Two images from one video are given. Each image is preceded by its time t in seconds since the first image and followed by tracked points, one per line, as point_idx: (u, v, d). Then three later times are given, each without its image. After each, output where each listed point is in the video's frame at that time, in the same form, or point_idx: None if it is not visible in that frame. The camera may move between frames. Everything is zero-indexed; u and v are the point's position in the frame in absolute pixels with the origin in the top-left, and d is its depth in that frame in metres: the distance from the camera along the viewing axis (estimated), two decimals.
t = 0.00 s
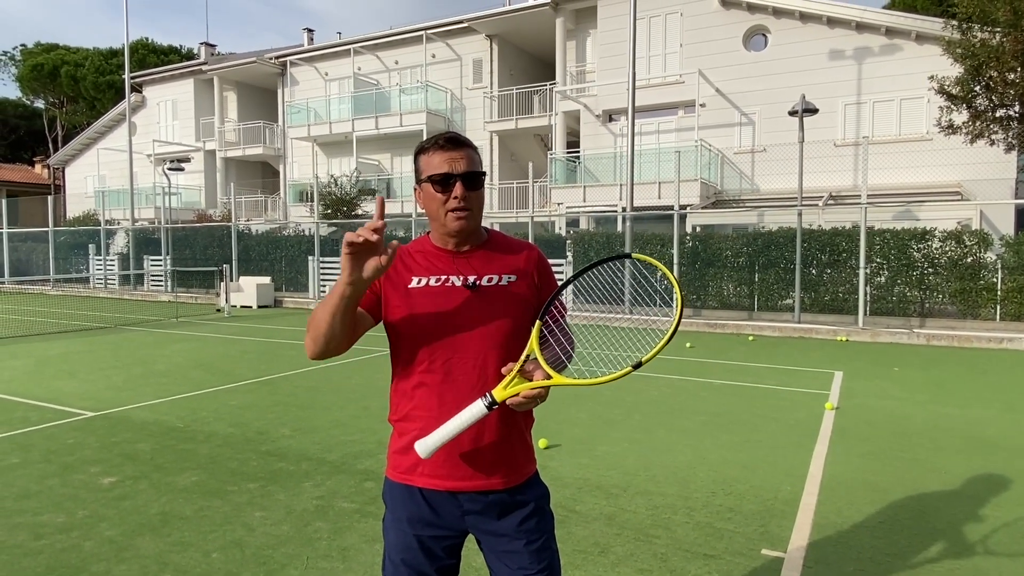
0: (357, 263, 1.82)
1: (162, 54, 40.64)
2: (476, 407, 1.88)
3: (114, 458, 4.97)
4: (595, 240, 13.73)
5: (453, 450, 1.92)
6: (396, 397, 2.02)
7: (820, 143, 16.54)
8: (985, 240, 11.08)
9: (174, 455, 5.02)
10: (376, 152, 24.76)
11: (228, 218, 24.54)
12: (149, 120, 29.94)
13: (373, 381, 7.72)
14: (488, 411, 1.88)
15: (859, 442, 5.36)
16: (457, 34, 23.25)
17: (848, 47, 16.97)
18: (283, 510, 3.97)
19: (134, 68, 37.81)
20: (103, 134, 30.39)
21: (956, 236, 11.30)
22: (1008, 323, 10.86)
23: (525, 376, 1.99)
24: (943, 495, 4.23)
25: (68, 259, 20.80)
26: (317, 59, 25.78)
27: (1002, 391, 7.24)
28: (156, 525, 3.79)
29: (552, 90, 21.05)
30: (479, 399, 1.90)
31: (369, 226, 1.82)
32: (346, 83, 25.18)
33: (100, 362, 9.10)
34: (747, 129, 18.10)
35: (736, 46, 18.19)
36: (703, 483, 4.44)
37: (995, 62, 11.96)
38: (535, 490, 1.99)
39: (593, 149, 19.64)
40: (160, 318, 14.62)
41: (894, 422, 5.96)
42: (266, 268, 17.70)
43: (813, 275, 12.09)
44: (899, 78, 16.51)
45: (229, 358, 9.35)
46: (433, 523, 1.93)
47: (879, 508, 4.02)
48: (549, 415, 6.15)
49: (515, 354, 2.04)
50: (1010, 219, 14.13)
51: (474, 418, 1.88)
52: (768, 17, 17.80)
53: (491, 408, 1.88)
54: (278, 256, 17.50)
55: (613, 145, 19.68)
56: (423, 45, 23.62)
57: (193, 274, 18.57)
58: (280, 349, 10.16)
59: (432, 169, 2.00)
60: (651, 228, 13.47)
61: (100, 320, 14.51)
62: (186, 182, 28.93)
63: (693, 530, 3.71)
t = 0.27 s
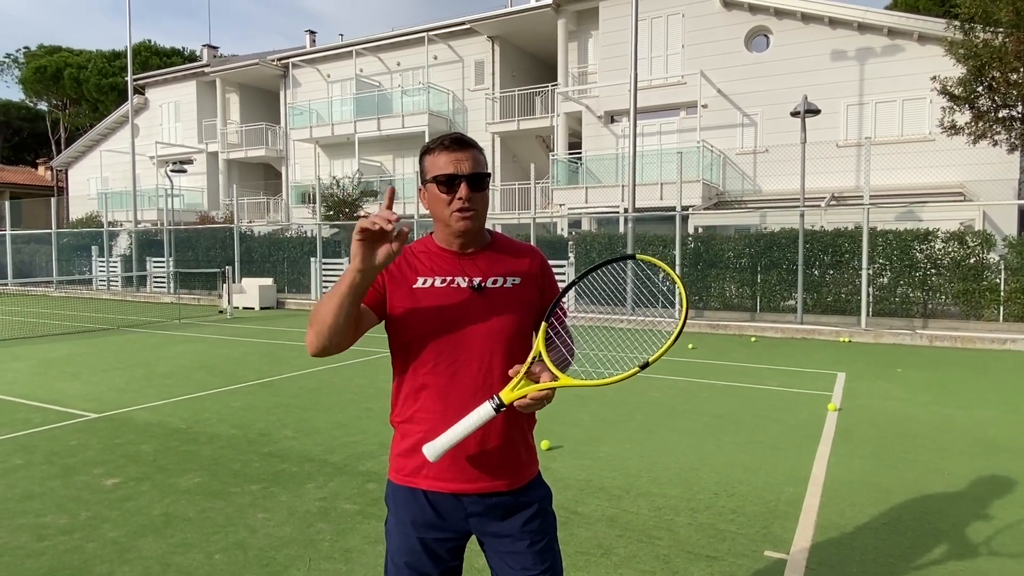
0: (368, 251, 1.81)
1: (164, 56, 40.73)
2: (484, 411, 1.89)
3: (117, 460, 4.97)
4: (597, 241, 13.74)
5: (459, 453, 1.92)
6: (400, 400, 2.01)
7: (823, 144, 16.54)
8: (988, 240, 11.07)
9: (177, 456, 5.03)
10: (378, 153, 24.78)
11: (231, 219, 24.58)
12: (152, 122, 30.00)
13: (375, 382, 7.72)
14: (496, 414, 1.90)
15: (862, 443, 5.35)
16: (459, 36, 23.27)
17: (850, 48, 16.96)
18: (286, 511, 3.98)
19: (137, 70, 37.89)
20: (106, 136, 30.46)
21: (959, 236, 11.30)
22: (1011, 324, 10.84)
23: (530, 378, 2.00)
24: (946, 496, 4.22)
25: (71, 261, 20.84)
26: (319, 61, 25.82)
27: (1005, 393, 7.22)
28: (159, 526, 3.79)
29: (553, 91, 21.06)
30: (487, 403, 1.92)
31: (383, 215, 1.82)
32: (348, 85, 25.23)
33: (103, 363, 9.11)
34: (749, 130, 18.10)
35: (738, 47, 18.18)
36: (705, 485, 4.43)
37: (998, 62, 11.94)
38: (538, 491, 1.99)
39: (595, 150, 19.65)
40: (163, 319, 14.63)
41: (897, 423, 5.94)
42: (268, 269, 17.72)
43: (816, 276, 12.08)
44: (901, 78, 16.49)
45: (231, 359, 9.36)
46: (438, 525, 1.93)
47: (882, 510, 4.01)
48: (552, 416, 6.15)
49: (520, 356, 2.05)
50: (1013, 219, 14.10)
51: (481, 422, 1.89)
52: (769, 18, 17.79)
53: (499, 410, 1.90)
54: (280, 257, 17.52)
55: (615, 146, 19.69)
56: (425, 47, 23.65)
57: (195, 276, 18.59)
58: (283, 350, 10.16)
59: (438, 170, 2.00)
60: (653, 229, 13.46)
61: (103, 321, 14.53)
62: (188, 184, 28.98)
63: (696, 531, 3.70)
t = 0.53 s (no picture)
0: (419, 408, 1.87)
1: (166, 57, 40.82)
2: (486, 404, 1.86)
3: (120, 461, 4.98)
4: (599, 242, 13.75)
5: (462, 456, 1.92)
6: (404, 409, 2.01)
7: (824, 144, 16.53)
8: (991, 241, 11.06)
9: (179, 457, 5.03)
10: (380, 154, 24.79)
11: (233, 220, 24.60)
12: (154, 124, 30.06)
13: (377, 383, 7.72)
14: (498, 408, 1.87)
15: (864, 445, 5.34)
16: (460, 36, 23.28)
17: (852, 48, 16.95)
18: (288, 512, 3.98)
19: (139, 72, 37.96)
20: (108, 138, 30.51)
21: (961, 237, 11.28)
22: (1014, 325, 10.83)
23: (533, 376, 1.99)
24: (949, 498, 4.21)
25: (73, 262, 20.87)
26: (321, 62, 25.85)
27: (1008, 394, 7.21)
28: (161, 527, 3.79)
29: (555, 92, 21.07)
30: (489, 396, 1.89)
31: (435, 394, 1.81)
32: (350, 86, 25.26)
33: (106, 364, 9.12)
34: (751, 131, 18.09)
35: (740, 47, 18.18)
36: (708, 486, 4.43)
37: (1000, 63, 11.93)
38: (542, 492, 1.99)
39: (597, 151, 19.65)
40: (165, 320, 14.65)
41: (900, 425, 5.93)
42: (270, 270, 17.74)
43: (818, 277, 12.06)
44: (903, 79, 16.47)
45: (233, 360, 9.37)
46: (441, 528, 1.92)
47: (885, 511, 4.00)
48: (554, 418, 6.15)
49: (521, 354, 2.04)
50: (1015, 219, 14.08)
51: (483, 416, 1.86)
52: (771, 19, 17.79)
53: (500, 405, 1.87)
54: (281, 258, 17.53)
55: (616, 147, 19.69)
56: (427, 48, 23.67)
57: (197, 277, 18.61)
58: (284, 351, 10.17)
59: (442, 167, 2.02)
60: (655, 229, 13.46)
61: (105, 322, 14.54)
62: (190, 185, 29.01)
63: (698, 533, 3.70)
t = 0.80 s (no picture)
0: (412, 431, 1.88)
1: (168, 58, 40.87)
2: (470, 400, 1.86)
3: (121, 461, 4.98)
4: (600, 242, 13.75)
5: (458, 457, 1.93)
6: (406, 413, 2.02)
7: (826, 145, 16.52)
8: (992, 241, 11.05)
9: (180, 458, 5.03)
10: (381, 154, 24.80)
11: (234, 221, 24.62)
12: (156, 124, 30.10)
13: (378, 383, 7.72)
14: (483, 404, 1.86)
15: (866, 445, 5.33)
16: (461, 37, 23.29)
17: (853, 48, 16.94)
18: (289, 512, 3.98)
19: (141, 73, 38.01)
20: (110, 138, 30.54)
21: (962, 237, 11.28)
22: (1015, 325, 10.82)
23: (525, 374, 1.98)
24: (950, 498, 4.21)
25: (75, 262, 20.89)
26: (322, 63, 25.87)
27: (1009, 394, 7.20)
28: (163, 527, 3.80)
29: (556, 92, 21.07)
30: (474, 392, 1.88)
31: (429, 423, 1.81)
32: (351, 86, 25.27)
33: (107, 365, 9.13)
34: (752, 131, 18.08)
35: (741, 48, 18.18)
36: (709, 486, 4.42)
37: (1002, 63, 11.92)
38: (542, 493, 1.98)
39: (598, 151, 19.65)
40: (166, 321, 14.66)
41: (901, 425, 5.92)
42: (271, 270, 17.75)
43: (819, 277, 12.06)
44: (905, 79, 16.46)
45: (235, 360, 9.37)
46: (440, 528, 1.93)
47: (885, 511, 4.00)
48: (555, 418, 6.15)
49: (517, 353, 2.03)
50: (1017, 219, 14.06)
51: (468, 411, 1.86)
52: (772, 19, 17.79)
53: (486, 400, 1.86)
54: (283, 259, 17.52)
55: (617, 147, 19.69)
56: (428, 48, 23.68)
57: (198, 277, 18.62)
58: (286, 352, 10.18)
59: (433, 169, 2.02)
60: (656, 230, 13.45)
61: (106, 323, 14.55)
62: (192, 185, 29.03)
63: (699, 534, 3.69)
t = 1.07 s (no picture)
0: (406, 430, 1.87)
1: (169, 58, 40.90)
2: (465, 401, 1.86)
3: (122, 461, 4.99)
4: (600, 243, 13.77)
5: (456, 457, 1.93)
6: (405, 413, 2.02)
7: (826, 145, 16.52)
8: (993, 241, 11.05)
9: (181, 458, 5.04)
10: (382, 155, 24.81)
11: (235, 221, 24.64)
12: (157, 124, 30.12)
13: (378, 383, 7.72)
14: (478, 405, 1.86)
15: (867, 446, 5.33)
16: (462, 37, 23.30)
17: (854, 49, 16.93)
18: (290, 512, 3.98)
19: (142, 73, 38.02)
20: (111, 139, 30.56)
21: (963, 238, 11.28)
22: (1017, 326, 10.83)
23: (523, 375, 1.98)
24: (951, 499, 4.21)
25: (76, 263, 20.91)
26: (323, 63, 25.89)
27: (1010, 395, 7.19)
28: (163, 528, 3.80)
29: (557, 93, 21.07)
30: (470, 393, 1.88)
31: (422, 422, 1.81)
32: (351, 87, 25.27)
33: (108, 365, 9.14)
34: (753, 131, 18.08)
35: (742, 48, 18.18)
36: (709, 486, 4.42)
37: (1003, 63, 11.91)
38: (541, 494, 1.98)
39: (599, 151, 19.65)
40: (167, 321, 14.67)
41: (902, 425, 5.92)
42: (272, 271, 17.75)
43: (820, 278, 12.07)
44: (906, 79, 16.44)
45: (236, 360, 9.38)
46: (438, 529, 1.93)
47: (886, 511, 4.00)
48: (555, 418, 6.15)
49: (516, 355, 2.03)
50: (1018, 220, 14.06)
51: (463, 413, 1.86)
52: (773, 19, 17.79)
53: (481, 402, 1.86)
54: (283, 259, 17.53)
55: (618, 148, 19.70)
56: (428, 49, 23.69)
57: (199, 277, 18.63)
58: (286, 352, 10.18)
59: (434, 170, 2.02)
60: (656, 230, 13.45)
61: (107, 323, 14.57)
62: (192, 186, 29.05)
63: (700, 534, 3.69)
